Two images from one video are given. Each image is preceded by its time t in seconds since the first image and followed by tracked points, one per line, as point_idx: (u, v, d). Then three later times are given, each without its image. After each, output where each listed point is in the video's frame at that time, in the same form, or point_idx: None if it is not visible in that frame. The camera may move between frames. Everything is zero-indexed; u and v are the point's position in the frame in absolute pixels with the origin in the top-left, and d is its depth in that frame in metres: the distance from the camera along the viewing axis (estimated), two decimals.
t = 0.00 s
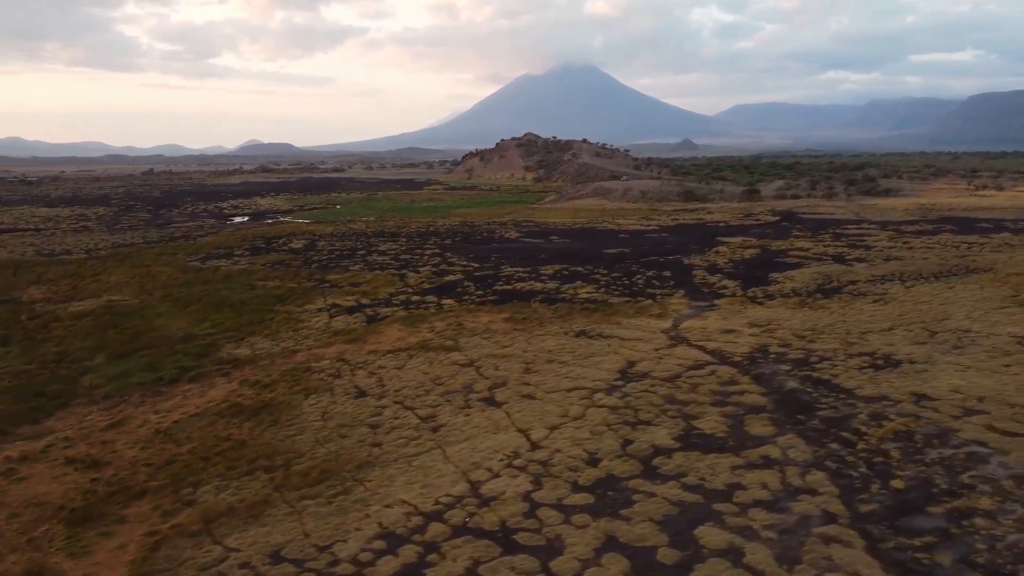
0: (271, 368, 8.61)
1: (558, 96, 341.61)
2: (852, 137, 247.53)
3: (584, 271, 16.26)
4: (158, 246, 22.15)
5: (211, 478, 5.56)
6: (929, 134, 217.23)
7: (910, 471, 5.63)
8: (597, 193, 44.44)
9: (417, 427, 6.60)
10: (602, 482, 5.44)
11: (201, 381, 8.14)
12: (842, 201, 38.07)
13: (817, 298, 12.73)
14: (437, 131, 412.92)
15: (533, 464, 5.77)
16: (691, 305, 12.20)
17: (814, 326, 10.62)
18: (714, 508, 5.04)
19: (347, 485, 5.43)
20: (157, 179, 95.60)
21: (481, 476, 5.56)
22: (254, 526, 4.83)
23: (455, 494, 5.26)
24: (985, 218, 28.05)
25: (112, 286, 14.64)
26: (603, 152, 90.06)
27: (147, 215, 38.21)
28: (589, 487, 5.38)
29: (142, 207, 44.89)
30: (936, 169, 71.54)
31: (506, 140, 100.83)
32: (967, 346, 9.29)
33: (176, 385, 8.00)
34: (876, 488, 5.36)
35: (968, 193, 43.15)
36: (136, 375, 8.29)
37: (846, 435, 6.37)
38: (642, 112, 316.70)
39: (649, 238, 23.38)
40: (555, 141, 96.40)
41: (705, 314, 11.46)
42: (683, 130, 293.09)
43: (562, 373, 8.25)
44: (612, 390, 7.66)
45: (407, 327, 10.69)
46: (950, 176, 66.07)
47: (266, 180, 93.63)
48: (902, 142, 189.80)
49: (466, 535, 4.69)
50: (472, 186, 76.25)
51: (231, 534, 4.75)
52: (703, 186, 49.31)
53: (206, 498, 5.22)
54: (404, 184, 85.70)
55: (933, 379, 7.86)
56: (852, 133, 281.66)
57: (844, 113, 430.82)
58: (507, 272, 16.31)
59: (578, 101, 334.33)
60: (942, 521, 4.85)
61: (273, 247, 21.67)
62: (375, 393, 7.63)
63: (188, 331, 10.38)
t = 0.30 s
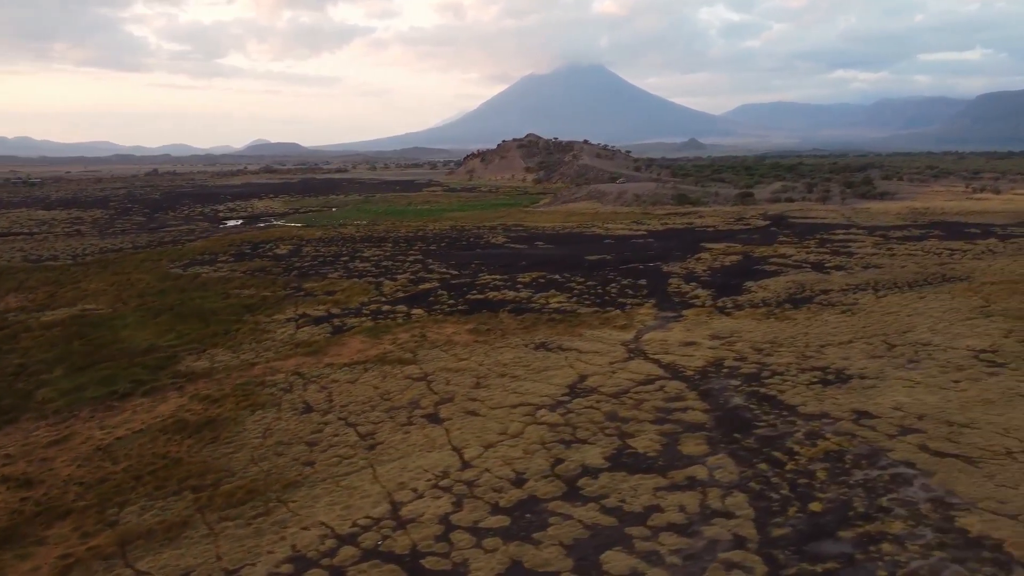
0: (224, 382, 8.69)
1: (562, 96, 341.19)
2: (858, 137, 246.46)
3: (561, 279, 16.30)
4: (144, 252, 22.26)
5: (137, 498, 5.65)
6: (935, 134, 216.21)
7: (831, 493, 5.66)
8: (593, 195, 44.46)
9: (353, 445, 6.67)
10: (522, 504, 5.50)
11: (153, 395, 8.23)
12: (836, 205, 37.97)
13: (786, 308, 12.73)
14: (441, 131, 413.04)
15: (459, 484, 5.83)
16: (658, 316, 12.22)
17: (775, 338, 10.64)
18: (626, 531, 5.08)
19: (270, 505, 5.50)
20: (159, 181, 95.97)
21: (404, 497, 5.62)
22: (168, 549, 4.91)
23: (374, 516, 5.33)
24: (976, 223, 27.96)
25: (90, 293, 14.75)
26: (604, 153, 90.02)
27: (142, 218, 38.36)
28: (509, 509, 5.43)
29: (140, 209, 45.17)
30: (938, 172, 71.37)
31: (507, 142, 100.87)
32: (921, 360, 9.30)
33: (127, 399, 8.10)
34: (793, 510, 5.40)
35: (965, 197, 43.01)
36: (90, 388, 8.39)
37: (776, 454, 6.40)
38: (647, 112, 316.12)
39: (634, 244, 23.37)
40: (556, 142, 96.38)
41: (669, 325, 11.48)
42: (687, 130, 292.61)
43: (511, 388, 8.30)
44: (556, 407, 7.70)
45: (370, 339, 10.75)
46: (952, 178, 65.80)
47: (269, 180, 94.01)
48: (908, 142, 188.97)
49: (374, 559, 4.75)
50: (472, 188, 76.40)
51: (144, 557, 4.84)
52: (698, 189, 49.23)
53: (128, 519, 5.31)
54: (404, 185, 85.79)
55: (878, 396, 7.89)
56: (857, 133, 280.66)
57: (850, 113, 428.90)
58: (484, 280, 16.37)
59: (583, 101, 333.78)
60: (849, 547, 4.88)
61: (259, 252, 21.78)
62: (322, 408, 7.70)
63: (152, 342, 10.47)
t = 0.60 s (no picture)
0: (179, 395, 8.78)
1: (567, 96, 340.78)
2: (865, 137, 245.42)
3: (537, 287, 16.36)
4: (130, 258, 22.40)
5: (67, 517, 5.75)
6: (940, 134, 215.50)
7: (752, 515, 5.70)
8: (587, 198, 44.50)
9: (292, 463, 6.74)
10: (443, 525, 5.56)
11: (106, 409, 8.34)
12: (829, 208, 37.95)
13: (754, 318, 12.77)
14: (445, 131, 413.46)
15: (386, 504, 5.90)
16: (624, 327, 12.26)
17: (736, 351, 10.68)
18: (540, 554, 5.14)
19: (195, 526, 5.58)
20: (162, 182, 96.38)
21: (329, 518, 5.69)
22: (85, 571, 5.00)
23: (295, 537, 5.40)
24: (966, 228, 27.93)
25: (67, 302, 14.89)
26: (604, 155, 90.05)
27: (137, 221, 38.57)
28: (429, 530, 5.50)
29: (137, 212, 45.43)
30: (938, 173, 71.24)
31: (508, 143, 100.99)
32: (876, 375, 9.33)
33: (80, 413, 8.21)
34: (711, 533, 5.44)
35: (961, 200, 42.96)
36: (46, 403, 8.50)
37: (708, 474, 6.44)
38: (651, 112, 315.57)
39: (619, 250, 23.42)
40: (556, 144, 96.41)
41: (633, 337, 11.51)
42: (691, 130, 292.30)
43: (461, 404, 8.35)
44: (501, 423, 7.74)
45: (333, 351, 10.82)
46: (952, 180, 65.68)
47: (270, 182, 94.30)
48: (913, 142, 188.27)
49: None
50: (471, 189, 76.57)
51: None
52: (695, 192, 49.22)
53: (53, 540, 5.41)
54: (404, 187, 85.85)
55: (823, 412, 7.93)
56: (862, 134, 279.88)
57: (855, 113, 427.73)
58: (461, 288, 16.44)
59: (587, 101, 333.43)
60: (756, 572, 4.93)
61: (244, 258, 21.92)
62: (269, 424, 7.77)
63: (117, 354, 10.59)
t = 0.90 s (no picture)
0: (135, 408, 8.86)
1: (572, 96, 340.39)
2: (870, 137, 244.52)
3: (514, 295, 16.41)
4: (116, 263, 22.55)
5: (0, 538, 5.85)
6: (946, 135, 214.56)
7: (674, 536, 5.74)
8: (583, 200, 44.58)
9: (231, 480, 6.81)
10: (366, 546, 5.62)
11: (61, 422, 8.44)
12: (823, 212, 37.95)
13: (723, 329, 12.78)
14: (450, 132, 413.34)
15: (314, 523, 5.96)
16: (591, 337, 12.30)
17: (697, 363, 10.69)
18: None
19: (123, 546, 5.68)
20: (165, 183, 96.85)
21: (256, 538, 5.76)
22: None
23: (218, 557, 5.48)
24: (956, 233, 27.87)
25: (46, 309, 15.04)
26: (605, 156, 90.07)
27: (132, 224, 38.80)
28: (352, 552, 5.56)
29: (134, 215, 45.69)
30: (939, 175, 71.20)
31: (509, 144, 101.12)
32: (831, 389, 9.35)
33: (35, 427, 8.31)
34: (630, 555, 5.48)
35: (957, 203, 42.87)
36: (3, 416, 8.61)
37: (640, 494, 6.48)
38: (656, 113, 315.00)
39: (605, 256, 23.44)
40: (557, 145, 96.44)
41: (597, 349, 11.55)
42: (695, 130, 292.01)
43: (410, 419, 8.39)
44: (447, 439, 7.79)
45: (296, 362, 10.89)
46: (953, 182, 65.51)
47: (271, 183, 94.71)
48: (918, 142, 187.59)
49: None
50: (471, 191, 76.75)
51: None
52: (691, 194, 49.18)
53: None
54: (405, 188, 86.07)
55: (769, 429, 7.96)
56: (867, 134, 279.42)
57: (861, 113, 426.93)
58: (439, 296, 16.52)
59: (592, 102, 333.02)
60: None
61: (231, 264, 22.06)
62: (218, 439, 7.84)
63: (82, 365, 10.70)
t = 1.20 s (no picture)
0: (93, 421, 8.97)
1: (575, 96, 340.34)
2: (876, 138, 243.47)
3: (491, 302, 16.47)
4: (104, 268, 22.73)
5: None
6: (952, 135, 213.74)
7: (598, 557, 5.80)
8: (578, 202, 44.62)
9: (173, 497, 6.90)
10: (293, 566, 5.71)
11: (18, 436, 8.56)
12: (816, 216, 37.90)
13: (692, 339, 12.82)
14: (455, 132, 413.69)
15: (245, 543, 6.04)
16: (559, 348, 12.33)
17: (658, 376, 10.74)
18: None
19: (54, 565, 5.78)
20: (168, 185, 97.39)
21: (185, 557, 5.86)
22: None
23: None
24: (946, 239, 27.79)
25: (25, 317, 15.19)
26: (605, 157, 90.03)
27: (128, 227, 39.02)
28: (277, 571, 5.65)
29: (131, 217, 45.97)
30: (940, 177, 70.96)
31: (509, 145, 101.18)
32: (786, 403, 9.38)
33: None
34: None
35: (954, 207, 42.77)
36: None
37: (573, 512, 6.54)
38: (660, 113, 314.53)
39: (590, 262, 23.48)
40: (557, 147, 96.43)
41: (562, 360, 11.59)
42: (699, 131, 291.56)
43: (362, 433, 8.46)
44: (394, 455, 7.86)
45: (260, 373, 10.97)
46: (954, 184, 65.30)
47: (272, 183, 95.00)
48: (923, 143, 186.96)
49: None
50: (471, 193, 76.85)
51: None
52: (687, 197, 49.17)
53: None
54: (405, 189, 86.31)
55: (715, 445, 8.00)
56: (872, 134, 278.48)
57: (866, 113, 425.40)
58: (416, 303, 16.60)
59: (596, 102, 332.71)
60: None
61: (217, 269, 22.21)
62: (168, 453, 7.94)
63: (50, 376, 10.83)
